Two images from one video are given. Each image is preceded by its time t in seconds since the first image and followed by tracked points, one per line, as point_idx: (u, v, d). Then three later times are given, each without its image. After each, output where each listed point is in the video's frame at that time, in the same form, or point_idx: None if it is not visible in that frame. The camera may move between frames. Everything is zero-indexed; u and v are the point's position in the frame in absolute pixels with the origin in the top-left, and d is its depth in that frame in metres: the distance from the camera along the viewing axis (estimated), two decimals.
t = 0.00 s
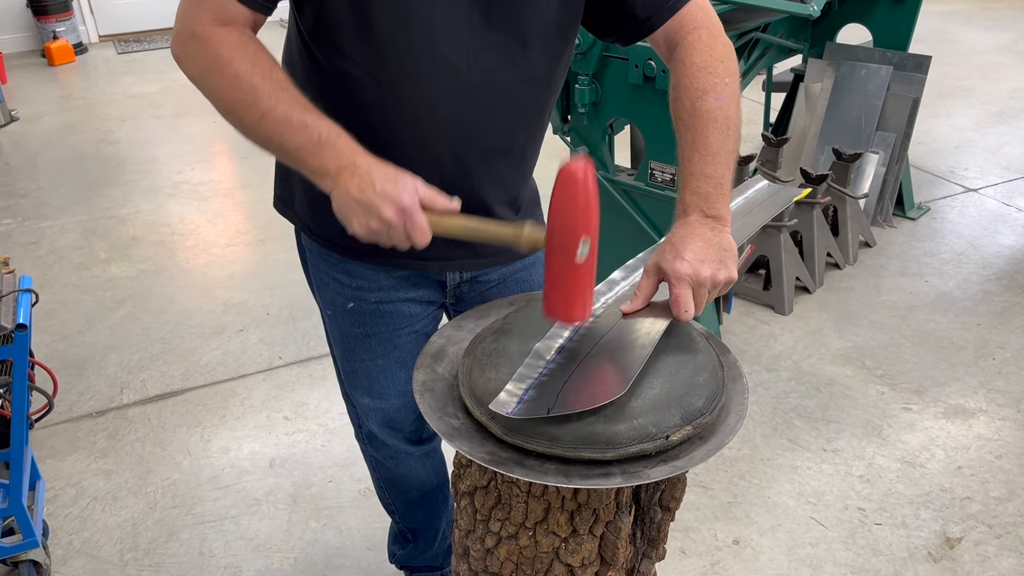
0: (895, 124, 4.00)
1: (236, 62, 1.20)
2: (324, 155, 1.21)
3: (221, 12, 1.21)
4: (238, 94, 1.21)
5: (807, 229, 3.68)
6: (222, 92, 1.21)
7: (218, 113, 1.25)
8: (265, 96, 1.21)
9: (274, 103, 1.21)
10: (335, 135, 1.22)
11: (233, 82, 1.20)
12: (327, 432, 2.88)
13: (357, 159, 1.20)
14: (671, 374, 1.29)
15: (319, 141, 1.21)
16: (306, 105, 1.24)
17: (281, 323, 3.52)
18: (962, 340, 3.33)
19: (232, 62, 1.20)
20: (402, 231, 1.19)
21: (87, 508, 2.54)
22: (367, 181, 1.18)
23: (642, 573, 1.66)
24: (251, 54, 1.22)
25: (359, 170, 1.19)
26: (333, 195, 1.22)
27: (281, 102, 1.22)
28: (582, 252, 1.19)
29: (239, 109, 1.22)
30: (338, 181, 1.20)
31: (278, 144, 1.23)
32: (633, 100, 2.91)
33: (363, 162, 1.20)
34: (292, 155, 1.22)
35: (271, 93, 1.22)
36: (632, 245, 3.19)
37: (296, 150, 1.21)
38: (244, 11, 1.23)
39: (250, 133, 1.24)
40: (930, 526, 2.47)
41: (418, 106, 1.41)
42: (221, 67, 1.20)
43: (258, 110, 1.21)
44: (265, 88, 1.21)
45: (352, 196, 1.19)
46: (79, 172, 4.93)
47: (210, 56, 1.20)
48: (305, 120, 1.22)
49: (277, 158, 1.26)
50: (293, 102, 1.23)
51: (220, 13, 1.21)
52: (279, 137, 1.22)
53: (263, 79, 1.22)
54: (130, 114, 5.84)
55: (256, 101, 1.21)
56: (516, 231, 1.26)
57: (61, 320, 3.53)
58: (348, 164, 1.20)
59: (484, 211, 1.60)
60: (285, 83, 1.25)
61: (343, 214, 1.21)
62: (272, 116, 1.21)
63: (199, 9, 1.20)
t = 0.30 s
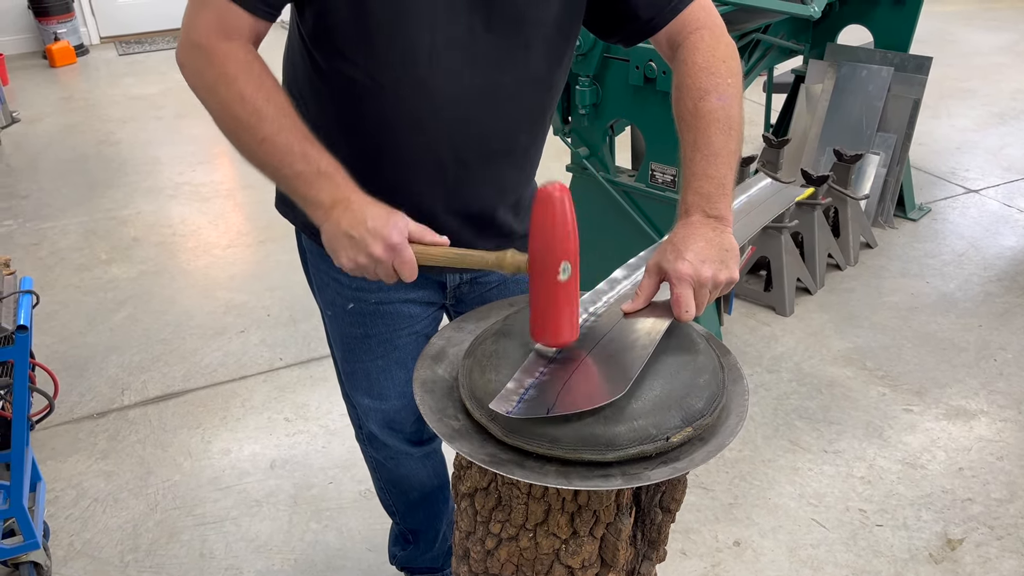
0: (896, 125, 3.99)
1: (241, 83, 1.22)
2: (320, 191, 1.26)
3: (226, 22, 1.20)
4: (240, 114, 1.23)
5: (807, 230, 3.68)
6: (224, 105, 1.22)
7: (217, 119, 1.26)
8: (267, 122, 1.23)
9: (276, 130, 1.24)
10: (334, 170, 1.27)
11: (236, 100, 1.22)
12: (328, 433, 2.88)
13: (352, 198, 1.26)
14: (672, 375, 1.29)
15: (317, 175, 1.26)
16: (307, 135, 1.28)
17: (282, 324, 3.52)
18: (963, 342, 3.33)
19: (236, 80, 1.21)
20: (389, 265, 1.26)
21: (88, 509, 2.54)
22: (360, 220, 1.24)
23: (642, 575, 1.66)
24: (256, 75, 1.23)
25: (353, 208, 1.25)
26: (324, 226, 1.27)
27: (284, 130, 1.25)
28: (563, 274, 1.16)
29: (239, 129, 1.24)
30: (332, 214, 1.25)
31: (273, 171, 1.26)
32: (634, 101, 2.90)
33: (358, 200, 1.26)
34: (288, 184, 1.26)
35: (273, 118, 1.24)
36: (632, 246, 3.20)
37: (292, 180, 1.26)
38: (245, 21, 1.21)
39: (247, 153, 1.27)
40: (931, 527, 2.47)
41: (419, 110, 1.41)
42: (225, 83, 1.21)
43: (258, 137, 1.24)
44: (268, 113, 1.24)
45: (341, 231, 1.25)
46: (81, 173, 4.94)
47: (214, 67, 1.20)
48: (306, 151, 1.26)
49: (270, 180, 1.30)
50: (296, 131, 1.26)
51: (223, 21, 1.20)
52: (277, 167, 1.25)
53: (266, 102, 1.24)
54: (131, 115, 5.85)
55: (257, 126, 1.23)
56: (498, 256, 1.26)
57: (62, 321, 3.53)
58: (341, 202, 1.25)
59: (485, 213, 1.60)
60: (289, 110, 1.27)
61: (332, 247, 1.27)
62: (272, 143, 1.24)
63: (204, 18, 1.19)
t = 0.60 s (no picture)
0: (897, 126, 3.99)
1: (234, 56, 1.20)
2: (327, 128, 1.17)
3: (218, 11, 1.22)
4: (236, 86, 1.20)
5: (808, 231, 3.68)
6: (222, 87, 1.21)
7: (222, 113, 1.25)
8: (264, 83, 1.20)
9: (276, 89, 1.20)
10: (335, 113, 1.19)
11: (232, 76, 1.20)
12: (329, 435, 2.88)
13: (359, 130, 1.16)
14: (673, 376, 1.29)
15: (320, 116, 1.18)
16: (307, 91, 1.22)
17: (283, 325, 3.52)
18: (965, 343, 3.32)
19: (230, 56, 1.20)
20: (410, 169, 1.13)
21: (88, 511, 2.54)
22: (372, 143, 1.15)
23: None
24: (251, 49, 1.22)
25: (363, 140, 1.16)
26: (337, 170, 1.18)
27: (282, 88, 1.20)
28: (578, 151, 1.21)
29: (239, 101, 1.21)
30: (343, 151, 1.16)
31: (278, 132, 1.20)
32: (634, 103, 2.90)
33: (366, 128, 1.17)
34: (293, 137, 1.19)
35: (271, 80, 1.20)
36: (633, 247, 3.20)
37: (297, 130, 1.19)
38: (238, 14, 1.24)
39: (251, 125, 1.23)
40: (933, 529, 2.46)
41: (420, 113, 1.42)
42: (221, 63, 1.20)
43: (258, 99, 1.20)
44: (263, 75, 1.20)
45: (358, 162, 1.15)
46: (82, 174, 4.94)
47: (209, 52, 1.20)
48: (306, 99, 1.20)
49: (284, 148, 1.23)
50: (293, 87, 1.21)
51: (216, 12, 1.22)
52: (281, 120, 1.19)
53: (262, 69, 1.21)
54: (132, 117, 5.85)
55: (255, 91, 1.20)
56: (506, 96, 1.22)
57: (63, 322, 3.53)
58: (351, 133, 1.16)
59: (485, 216, 1.61)
60: (285, 74, 1.23)
61: (353, 184, 1.16)
62: (273, 101, 1.19)
63: (196, 9, 1.21)
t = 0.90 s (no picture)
0: (898, 127, 3.99)
1: (231, 56, 1.20)
2: (322, 142, 1.18)
3: (217, 9, 1.21)
4: (233, 87, 1.20)
5: (810, 233, 3.68)
6: (216, 88, 1.21)
7: (215, 113, 1.25)
8: (260, 88, 1.20)
9: (272, 94, 1.20)
10: (333, 121, 1.20)
11: (227, 76, 1.20)
12: (330, 436, 2.88)
13: (356, 142, 1.18)
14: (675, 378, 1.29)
15: (316, 128, 1.19)
16: (305, 97, 1.23)
17: (284, 327, 3.52)
18: (966, 344, 3.32)
19: (227, 55, 1.20)
20: (406, 207, 1.18)
21: (90, 512, 2.54)
22: (367, 162, 1.16)
23: None
24: (247, 49, 1.22)
25: (359, 154, 1.17)
26: (332, 180, 1.19)
27: (278, 93, 1.21)
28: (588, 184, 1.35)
29: (236, 103, 1.21)
30: (338, 164, 1.18)
31: (274, 137, 1.21)
32: (636, 104, 2.90)
33: (363, 145, 1.18)
34: (287, 144, 1.20)
35: (267, 86, 1.21)
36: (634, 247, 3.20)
37: (292, 137, 1.20)
38: (239, 14, 1.23)
39: (248, 127, 1.23)
40: (934, 530, 2.46)
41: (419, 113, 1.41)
42: (217, 63, 1.20)
43: (254, 104, 1.20)
44: (259, 80, 1.21)
45: (352, 179, 1.17)
46: (84, 175, 4.95)
47: (205, 52, 1.20)
48: (302, 108, 1.20)
49: (274, 151, 1.24)
50: (289, 93, 1.22)
51: (212, 10, 1.21)
52: (277, 128, 1.20)
53: (258, 72, 1.21)
54: (134, 118, 5.86)
55: (252, 93, 1.20)
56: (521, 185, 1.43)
57: (65, 323, 3.54)
58: (346, 149, 1.18)
59: (487, 218, 1.60)
60: (281, 77, 1.24)
61: (344, 199, 1.19)
62: (268, 108, 1.20)
63: (194, 8, 1.21)
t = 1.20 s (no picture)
0: (899, 128, 3.99)
1: (234, 81, 1.20)
2: (314, 186, 1.21)
3: (223, 30, 1.21)
4: (233, 114, 1.21)
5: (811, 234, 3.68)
6: (218, 112, 1.22)
7: (216, 134, 1.26)
8: (261, 120, 1.22)
9: (272, 128, 1.22)
10: (328, 166, 1.23)
11: (231, 103, 1.21)
12: (331, 437, 2.88)
13: (349, 194, 1.21)
14: (676, 378, 1.29)
15: (312, 169, 1.22)
16: (303, 135, 1.25)
17: (286, 328, 3.52)
18: (968, 345, 3.32)
19: (230, 80, 1.20)
20: (388, 265, 1.22)
21: (92, 513, 2.55)
22: (357, 218, 1.20)
23: None
24: (251, 76, 1.22)
25: (351, 207, 1.21)
26: (320, 224, 1.23)
27: (278, 126, 1.23)
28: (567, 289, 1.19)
29: (236, 129, 1.22)
30: (328, 212, 1.21)
31: (269, 170, 1.23)
32: (637, 105, 2.91)
33: (355, 198, 1.22)
34: (282, 179, 1.23)
35: (268, 116, 1.22)
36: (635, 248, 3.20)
37: (286, 176, 1.22)
38: (245, 23, 1.23)
39: (246, 153, 1.24)
40: (935, 531, 2.46)
41: (420, 116, 1.42)
42: (219, 84, 1.20)
43: (253, 134, 1.22)
44: (261, 109, 1.22)
45: (340, 230, 1.21)
46: (85, 176, 4.96)
47: (209, 71, 1.20)
48: (300, 147, 1.23)
49: (268, 181, 1.26)
50: (288, 128, 1.24)
51: (220, 27, 1.21)
52: (274, 164, 1.22)
53: (260, 102, 1.22)
54: (136, 119, 5.87)
55: (253, 122, 1.21)
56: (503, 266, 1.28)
57: (67, 324, 3.54)
58: (338, 198, 1.21)
59: (487, 220, 1.61)
60: (282, 106, 1.25)
61: (330, 246, 1.23)
62: (267, 141, 1.22)
63: (200, 21, 1.20)
